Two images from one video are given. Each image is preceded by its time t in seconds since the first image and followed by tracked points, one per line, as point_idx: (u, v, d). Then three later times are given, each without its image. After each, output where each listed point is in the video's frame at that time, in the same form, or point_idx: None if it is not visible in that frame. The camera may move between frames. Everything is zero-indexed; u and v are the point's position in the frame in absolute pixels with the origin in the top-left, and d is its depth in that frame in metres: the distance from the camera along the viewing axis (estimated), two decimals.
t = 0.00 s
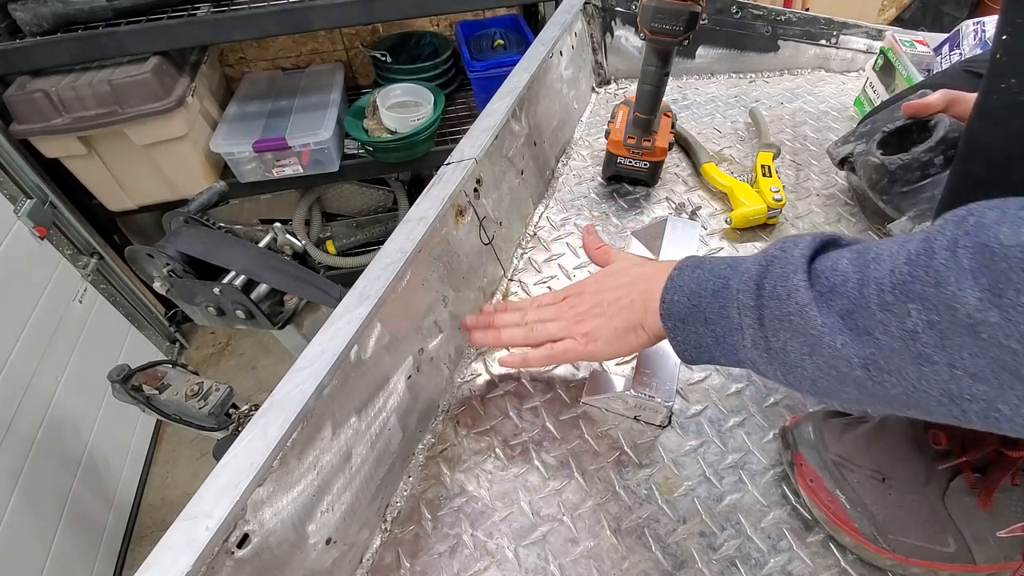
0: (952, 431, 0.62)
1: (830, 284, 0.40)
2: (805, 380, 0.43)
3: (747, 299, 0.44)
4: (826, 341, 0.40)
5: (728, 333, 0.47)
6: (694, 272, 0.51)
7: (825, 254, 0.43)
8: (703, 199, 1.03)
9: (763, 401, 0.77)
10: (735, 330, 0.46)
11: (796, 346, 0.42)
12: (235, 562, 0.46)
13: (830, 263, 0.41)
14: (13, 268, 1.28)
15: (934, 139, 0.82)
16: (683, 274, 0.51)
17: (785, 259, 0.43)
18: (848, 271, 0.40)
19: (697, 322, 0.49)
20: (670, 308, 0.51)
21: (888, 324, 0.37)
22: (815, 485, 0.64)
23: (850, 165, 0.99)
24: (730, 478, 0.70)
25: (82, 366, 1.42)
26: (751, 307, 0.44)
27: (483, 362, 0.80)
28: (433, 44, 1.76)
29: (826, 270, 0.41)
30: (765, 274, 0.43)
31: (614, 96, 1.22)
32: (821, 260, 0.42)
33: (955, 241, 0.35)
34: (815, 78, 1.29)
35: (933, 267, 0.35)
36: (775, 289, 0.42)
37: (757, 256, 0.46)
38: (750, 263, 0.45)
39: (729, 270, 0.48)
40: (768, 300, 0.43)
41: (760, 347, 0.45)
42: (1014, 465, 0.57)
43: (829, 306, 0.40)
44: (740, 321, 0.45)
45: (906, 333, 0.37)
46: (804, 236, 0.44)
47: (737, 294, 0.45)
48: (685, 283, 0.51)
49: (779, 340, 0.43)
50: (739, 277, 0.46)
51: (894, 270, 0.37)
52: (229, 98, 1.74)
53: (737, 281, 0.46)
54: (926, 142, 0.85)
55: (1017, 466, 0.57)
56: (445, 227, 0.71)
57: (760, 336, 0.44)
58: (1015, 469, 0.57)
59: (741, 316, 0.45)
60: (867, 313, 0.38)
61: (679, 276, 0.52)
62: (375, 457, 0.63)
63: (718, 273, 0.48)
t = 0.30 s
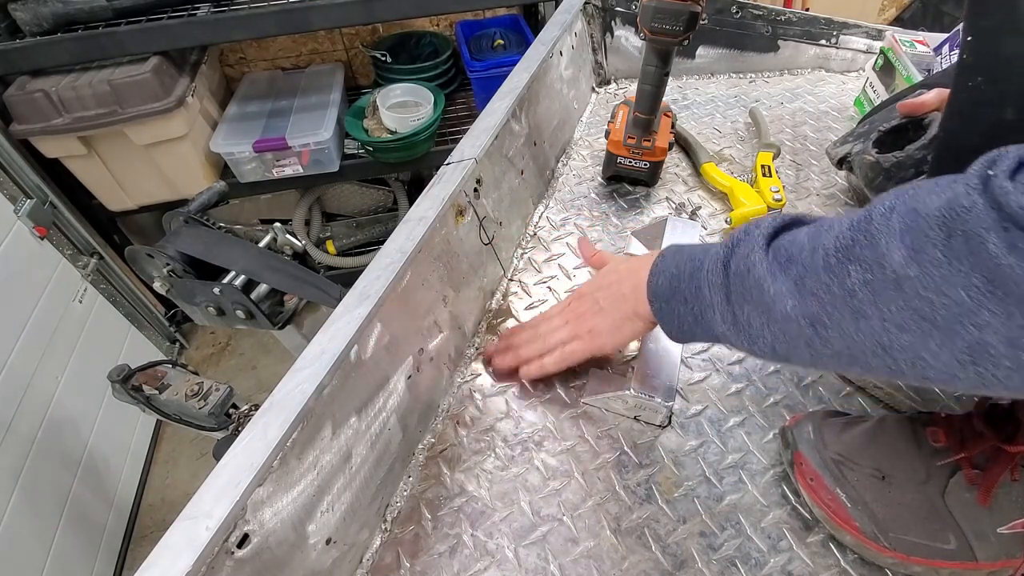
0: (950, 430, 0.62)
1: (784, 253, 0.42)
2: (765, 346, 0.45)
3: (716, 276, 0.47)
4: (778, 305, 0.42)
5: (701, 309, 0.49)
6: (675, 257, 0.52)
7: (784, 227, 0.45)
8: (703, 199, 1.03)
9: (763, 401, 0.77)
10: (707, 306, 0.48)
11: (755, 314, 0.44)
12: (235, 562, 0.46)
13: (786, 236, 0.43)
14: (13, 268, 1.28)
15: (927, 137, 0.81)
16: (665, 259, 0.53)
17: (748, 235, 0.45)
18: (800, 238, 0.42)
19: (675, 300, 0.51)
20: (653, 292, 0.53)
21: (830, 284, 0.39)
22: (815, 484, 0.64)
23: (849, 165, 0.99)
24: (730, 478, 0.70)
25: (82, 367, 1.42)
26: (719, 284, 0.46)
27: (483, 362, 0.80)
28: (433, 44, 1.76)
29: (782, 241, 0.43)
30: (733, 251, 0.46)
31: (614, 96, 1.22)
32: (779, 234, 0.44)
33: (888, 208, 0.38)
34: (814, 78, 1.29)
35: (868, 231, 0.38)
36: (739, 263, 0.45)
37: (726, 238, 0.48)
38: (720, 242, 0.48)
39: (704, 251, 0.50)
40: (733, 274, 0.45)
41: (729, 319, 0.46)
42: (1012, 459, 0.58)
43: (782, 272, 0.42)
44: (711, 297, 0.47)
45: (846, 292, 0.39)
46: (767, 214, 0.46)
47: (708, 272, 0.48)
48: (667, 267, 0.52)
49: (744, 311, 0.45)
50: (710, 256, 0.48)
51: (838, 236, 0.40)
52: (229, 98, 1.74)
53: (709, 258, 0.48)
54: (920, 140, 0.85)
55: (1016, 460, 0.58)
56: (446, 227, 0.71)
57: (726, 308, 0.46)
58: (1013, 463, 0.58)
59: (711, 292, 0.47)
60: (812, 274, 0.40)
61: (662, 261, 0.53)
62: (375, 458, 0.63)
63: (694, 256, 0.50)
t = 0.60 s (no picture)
0: (948, 425, 0.62)
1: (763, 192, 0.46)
2: (737, 280, 0.49)
3: (710, 215, 0.51)
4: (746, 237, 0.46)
5: (694, 247, 0.53)
6: (691, 202, 0.57)
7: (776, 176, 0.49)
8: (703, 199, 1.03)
9: (763, 401, 0.77)
10: (697, 242, 0.53)
11: (731, 247, 0.48)
12: (235, 562, 0.46)
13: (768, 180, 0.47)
14: (13, 268, 1.28)
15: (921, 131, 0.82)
16: (681, 205, 0.58)
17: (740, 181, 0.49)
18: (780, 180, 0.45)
19: (680, 242, 0.56)
20: (665, 232, 0.58)
21: (784, 213, 0.43)
22: (815, 483, 0.64)
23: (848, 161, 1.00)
24: (730, 478, 0.70)
25: (82, 367, 1.42)
26: (709, 221, 0.51)
27: (483, 362, 0.80)
28: (433, 44, 1.76)
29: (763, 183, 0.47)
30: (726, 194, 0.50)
31: (614, 96, 1.22)
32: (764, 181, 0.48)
33: (847, 152, 0.41)
34: (814, 78, 1.29)
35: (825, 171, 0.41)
36: (728, 204, 0.49)
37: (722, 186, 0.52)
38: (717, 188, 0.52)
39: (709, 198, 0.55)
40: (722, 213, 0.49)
41: (712, 253, 0.51)
42: (1010, 454, 0.58)
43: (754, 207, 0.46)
44: (701, 233, 0.52)
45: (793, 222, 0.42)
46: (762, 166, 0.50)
47: (705, 213, 0.52)
48: (681, 211, 0.57)
49: (724, 246, 0.49)
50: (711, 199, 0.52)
51: (803, 176, 0.43)
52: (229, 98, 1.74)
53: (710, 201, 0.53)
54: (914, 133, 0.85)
55: (1014, 454, 0.58)
56: (445, 227, 0.71)
57: (711, 242, 0.50)
58: (1011, 458, 0.58)
59: (703, 229, 0.52)
60: (774, 206, 0.44)
61: (679, 207, 0.58)
62: (375, 458, 0.63)
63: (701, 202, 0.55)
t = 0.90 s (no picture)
0: (950, 430, 0.62)
1: (803, 248, 0.43)
2: (780, 343, 0.46)
3: (727, 272, 0.48)
4: (796, 302, 0.43)
5: (712, 304, 0.51)
6: (683, 251, 0.55)
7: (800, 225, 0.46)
8: (703, 199, 1.03)
9: (763, 401, 0.77)
10: (717, 299, 0.50)
11: (770, 312, 0.45)
12: (235, 562, 0.46)
13: (801, 232, 0.44)
14: (14, 268, 1.28)
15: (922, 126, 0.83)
16: (672, 255, 0.55)
17: (760, 233, 0.46)
18: (816, 236, 0.43)
19: (688, 296, 0.53)
20: (660, 286, 0.55)
21: (848, 279, 0.40)
22: (815, 485, 0.64)
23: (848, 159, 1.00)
24: (730, 478, 0.70)
25: (83, 367, 1.42)
26: (731, 280, 0.48)
27: (483, 362, 0.80)
28: (433, 44, 1.76)
29: (797, 235, 0.44)
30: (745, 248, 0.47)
31: (614, 96, 1.22)
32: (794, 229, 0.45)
33: (905, 201, 0.38)
34: (814, 78, 1.29)
35: (887, 223, 0.38)
36: (751, 260, 0.46)
37: (735, 234, 0.49)
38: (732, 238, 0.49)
39: (713, 246, 0.52)
40: (747, 270, 0.47)
41: (741, 315, 0.48)
42: (1011, 458, 0.58)
43: (800, 267, 0.43)
44: (721, 291, 0.49)
45: (862, 286, 0.40)
46: (782, 209, 0.47)
47: (718, 268, 0.49)
48: (676, 262, 0.54)
49: (757, 308, 0.46)
50: (721, 251, 0.50)
51: (855, 230, 0.40)
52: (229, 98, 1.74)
53: (722, 254, 0.49)
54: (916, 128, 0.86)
55: (1015, 458, 0.58)
56: (445, 227, 0.71)
57: (742, 304, 0.47)
58: (1013, 461, 0.58)
59: (723, 287, 0.49)
60: (832, 268, 0.41)
61: (669, 256, 0.56)
62: (375, 458, 0.63)
63: (704, 251, 0.53)
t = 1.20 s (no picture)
0: (950, 431, 0.62)
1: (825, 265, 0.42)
2: (803, 363, 0.45)
3: (744, 288, 0.47)
4: (824, 322, 0.42)
5: (728, 320, 0.49)
6: (691, 262, 0.53)
7: (816, 236, 0.45)
8: (703, 199, 1.03)
9: (763, 401, 0.77)
10: (733, 316, 0.48)
11: (792, 331, 0.44)
12: (235, 562, 0.46)
13: (820, 246, 0.43)
14: (14, 268, 1.28)
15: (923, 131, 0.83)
16: (679, 265, 0.53)
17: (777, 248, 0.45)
18: (842, 253, 0.42)
19: (699, 311, 0.51)
20: (670, 299, 0.53)
21: (880, 298, 0.39)
22: (815, 486, 0.64)
23: (849, 162, 0.99)
24: (730, 478, 0.70)
25: (83, 366, 1.42)
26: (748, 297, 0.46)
27: (483, 362, 0.80)
28: (433, 44, 1.76)
29: (816, 249, 0.43)
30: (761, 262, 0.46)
31: (614, 96, 1.22)
32: (811, 242, 0.44)
33: (937, 217, 0.37)
34: (815, 78, 1.29)
35: (918, 240, 0.38)
36: (770, 277, 0.45)
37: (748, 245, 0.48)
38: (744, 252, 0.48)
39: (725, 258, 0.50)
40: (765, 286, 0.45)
41: (760, 332, 0.47)
42: (1012, 461, 0.58)
43: (824, 285, 0.42)
44: (738, 308, 0.48)
45: (895, 306, 0.39)
46: (794, 221, 0.46)
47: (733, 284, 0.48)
48: (683, 273, 0.52)
49: (777, 326, 0.45)
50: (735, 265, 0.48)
51: (881, 247, 0.40)
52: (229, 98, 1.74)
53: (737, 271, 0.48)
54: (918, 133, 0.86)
55: (1017, 462, 0.58)
56: (445, 227, 0.71)
57: (760, 322, 0.46)
58: (1014, 465, 0.58)
59: (739, 304, 0.47)
60: (861, 286, 0.40)
61: (676, 266, 0.54)
62: (375, 458, 0.63)
63: (716, 263, 0.51)
